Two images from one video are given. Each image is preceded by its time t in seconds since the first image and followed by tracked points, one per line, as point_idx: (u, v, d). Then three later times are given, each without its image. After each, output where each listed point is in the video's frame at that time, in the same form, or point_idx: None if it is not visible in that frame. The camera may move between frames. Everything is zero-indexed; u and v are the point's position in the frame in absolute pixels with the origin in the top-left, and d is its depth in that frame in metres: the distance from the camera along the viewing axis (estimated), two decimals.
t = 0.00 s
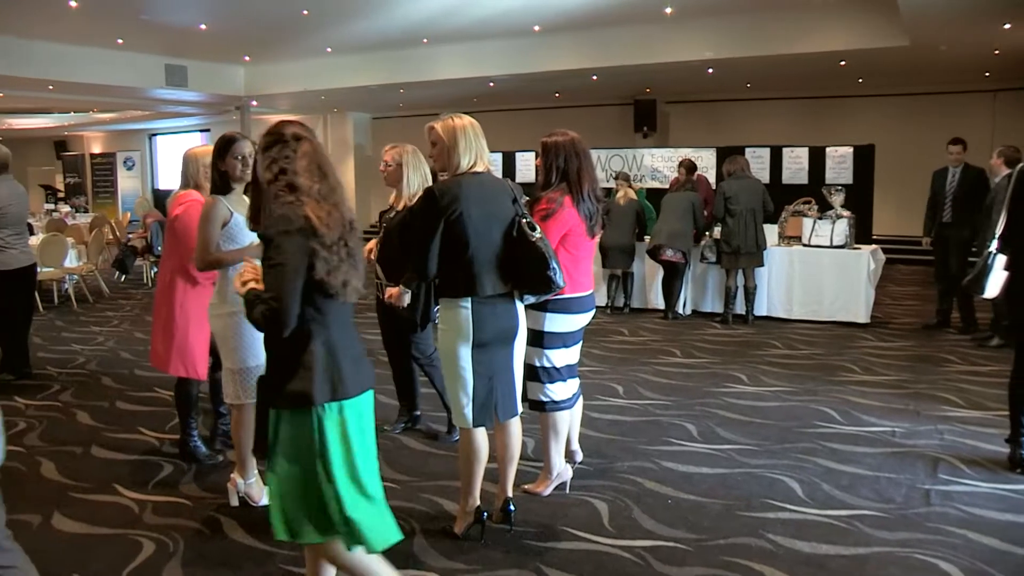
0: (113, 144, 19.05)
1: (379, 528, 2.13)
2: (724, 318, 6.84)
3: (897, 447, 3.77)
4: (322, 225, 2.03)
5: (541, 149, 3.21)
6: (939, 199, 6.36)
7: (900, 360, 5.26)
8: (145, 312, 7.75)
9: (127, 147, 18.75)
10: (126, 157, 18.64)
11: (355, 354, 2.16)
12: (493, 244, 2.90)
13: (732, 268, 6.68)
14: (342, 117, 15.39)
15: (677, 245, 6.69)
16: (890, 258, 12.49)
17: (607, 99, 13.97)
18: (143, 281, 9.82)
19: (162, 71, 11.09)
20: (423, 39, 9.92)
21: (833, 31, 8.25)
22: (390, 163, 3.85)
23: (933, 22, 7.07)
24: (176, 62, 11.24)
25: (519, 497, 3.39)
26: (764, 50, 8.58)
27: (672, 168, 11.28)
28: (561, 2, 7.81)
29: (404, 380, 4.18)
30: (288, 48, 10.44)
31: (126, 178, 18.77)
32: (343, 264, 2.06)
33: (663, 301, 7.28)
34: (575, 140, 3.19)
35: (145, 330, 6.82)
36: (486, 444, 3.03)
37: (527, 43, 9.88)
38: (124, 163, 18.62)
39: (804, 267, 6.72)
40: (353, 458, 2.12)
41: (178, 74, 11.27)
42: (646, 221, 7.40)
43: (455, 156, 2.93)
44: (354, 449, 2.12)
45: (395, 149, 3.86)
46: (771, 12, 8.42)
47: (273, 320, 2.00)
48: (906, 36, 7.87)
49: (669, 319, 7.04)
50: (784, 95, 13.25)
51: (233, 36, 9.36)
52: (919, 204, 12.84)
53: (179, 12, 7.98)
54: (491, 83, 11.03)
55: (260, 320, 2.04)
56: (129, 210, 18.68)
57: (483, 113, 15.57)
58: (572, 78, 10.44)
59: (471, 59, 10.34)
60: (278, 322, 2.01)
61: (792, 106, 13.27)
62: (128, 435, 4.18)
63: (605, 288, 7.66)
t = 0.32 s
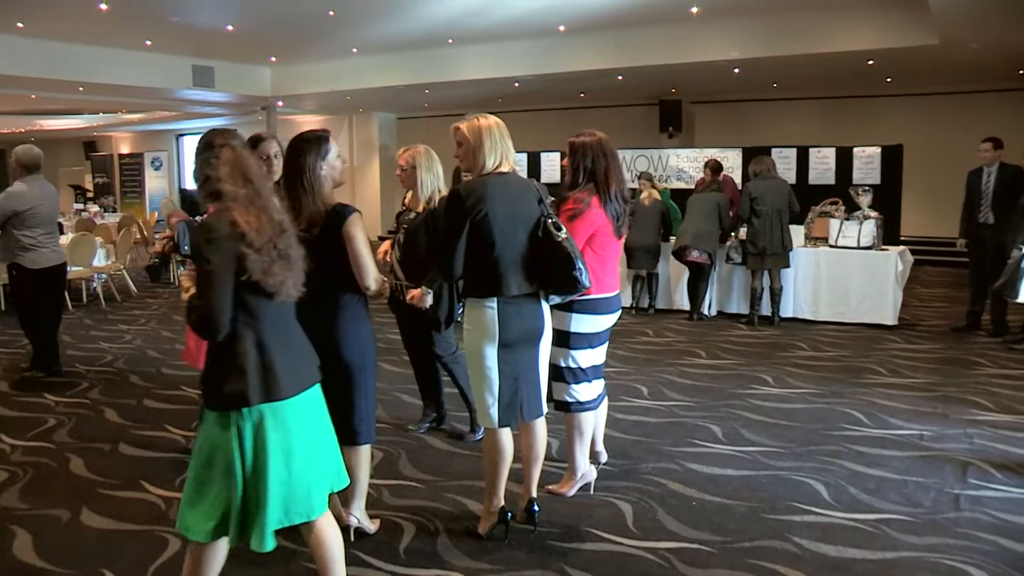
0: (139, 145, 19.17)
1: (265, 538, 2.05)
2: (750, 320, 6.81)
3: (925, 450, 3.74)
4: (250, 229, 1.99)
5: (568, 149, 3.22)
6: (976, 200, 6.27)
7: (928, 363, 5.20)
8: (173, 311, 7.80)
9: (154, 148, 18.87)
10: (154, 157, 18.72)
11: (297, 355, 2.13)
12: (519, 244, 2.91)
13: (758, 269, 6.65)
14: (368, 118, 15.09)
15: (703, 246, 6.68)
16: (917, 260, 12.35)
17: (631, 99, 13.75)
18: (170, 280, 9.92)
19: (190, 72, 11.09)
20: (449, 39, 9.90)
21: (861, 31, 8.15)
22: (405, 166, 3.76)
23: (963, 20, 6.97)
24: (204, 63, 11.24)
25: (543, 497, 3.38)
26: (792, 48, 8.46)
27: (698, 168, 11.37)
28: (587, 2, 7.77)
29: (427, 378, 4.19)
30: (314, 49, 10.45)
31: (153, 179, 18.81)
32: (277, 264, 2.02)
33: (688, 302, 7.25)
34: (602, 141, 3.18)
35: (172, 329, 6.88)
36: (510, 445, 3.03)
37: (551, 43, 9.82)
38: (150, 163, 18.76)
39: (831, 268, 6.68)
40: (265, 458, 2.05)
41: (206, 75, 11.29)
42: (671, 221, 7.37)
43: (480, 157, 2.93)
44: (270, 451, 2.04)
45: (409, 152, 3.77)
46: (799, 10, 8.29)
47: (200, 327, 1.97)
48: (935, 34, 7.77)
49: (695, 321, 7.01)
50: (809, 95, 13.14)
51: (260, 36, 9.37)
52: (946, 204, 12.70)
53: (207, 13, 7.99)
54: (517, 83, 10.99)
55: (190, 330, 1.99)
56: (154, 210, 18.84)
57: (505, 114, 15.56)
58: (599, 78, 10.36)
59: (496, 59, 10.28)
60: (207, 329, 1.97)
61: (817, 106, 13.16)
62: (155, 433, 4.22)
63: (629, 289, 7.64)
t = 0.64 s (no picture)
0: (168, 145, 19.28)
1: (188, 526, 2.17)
2: (778, 322, 6.77)
3: (957, 455, 3.69)
4: (138, 238, 2.05)
5: (599, 150, 3.21)
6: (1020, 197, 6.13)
7: (961, 367, 5.13)
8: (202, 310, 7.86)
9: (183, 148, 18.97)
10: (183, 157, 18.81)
11: (210, 355, 2.16)
12: (548, 245, 2.90)
13: (786, 270, 6.62)
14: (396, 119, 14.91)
15: (731, 248, 6.65)
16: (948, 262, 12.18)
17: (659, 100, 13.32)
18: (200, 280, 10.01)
19: (219, 73, 11.10)
20: (476, 40, 9.86)
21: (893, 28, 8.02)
22: (427, 167, 3.73)
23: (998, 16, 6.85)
24: (233, 64, 11.23)
25: (569, 498, 3.38)
26: (822, 48, 8.33)
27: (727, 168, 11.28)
28: (613, 1, 7.74)
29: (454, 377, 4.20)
30: (341, 49, 10.44)
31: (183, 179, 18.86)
32: (169, 275, 2.06)
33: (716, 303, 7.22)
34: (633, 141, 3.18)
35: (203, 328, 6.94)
36: (538, 445, 3.03)
37: (580, 43, 9.75)
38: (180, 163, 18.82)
39: (862, 269, 6.63)
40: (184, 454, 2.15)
41: (236, 76, 11.28)
42: (699, 222, 7.34)
43: (509, 157, 2.93)
44: (190, 446, 2.15)
45: (433, 152, 3.73)
46: (828, 10, 8.16)
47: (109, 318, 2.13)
48: (969, 32, 7.63)
49: (722, 322, 6.97)
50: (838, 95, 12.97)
51: (289, 36, 9.35)
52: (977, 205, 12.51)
53: (238, 13, 7.99)
54: (545, 84, 10.92)
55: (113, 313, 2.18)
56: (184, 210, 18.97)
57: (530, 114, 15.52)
58: (628, 78, 10.26)
59: (525, 60, 10.20)
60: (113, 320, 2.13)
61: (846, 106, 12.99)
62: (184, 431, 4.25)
63: (657, 290, 7.61)
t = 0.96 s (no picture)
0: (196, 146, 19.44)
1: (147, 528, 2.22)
2: (807, 323, 6.72)
3: (990, 460, 3.64)
4: (81, 240, 2.10)
5: (629, 150, 3.22)
6: None
7: (995, 371, 5.06)
8: (231, 309, 7.94)
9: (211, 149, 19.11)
10: (213, 157, 18.88)
11: (158, 354, 2.16)
12: (576, 245, 2.90)
13: (815, 272, 6.56)
14: (423, 119, 14.92)
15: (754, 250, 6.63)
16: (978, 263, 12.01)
17: (686, 100, 13.14)
18: (228, 279, 10.11)
19: (248, 74, 11.16)
20: (503, 40, 9.85)
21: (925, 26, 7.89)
22: (453, 168, 3.74)
23: None
24: (262, 65, 11.28)
25: (596, 500, 3.37)
26: (852, 47, 8.25)
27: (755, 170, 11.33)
28: (640, 1, 7.73)
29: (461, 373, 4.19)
30: (369, 50, 10.46)
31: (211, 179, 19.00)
32: (106, 277, 2.08)
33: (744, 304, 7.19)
34: (663, 142, 3.18)
35: (231, 327, 7.01)
36: (565, 445, 3.02)
37: (608, 44, 9.72)
38: (209, 163, 18.96)
39: (892, 271, 6.57)
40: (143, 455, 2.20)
41: (264, 77, 11.34)
42: (727, 224, 7.30)
43: (536, 158, 2.93)
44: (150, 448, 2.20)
45: (458, 153, 3.73)
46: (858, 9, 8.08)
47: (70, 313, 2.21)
48: (1003, 30, 7.50)
49: (751, 323, 6.93)
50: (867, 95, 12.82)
51: (317, 37, 9.37)
52: (1008, 207, 12.32)
53: (269, 15, 8.05)
54: (572, 85, 10.89)
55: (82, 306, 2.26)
56: (213, 209, 19.09)
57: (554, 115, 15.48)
58: (656, 78, 10.19)
59: (552, 60, 10.17)
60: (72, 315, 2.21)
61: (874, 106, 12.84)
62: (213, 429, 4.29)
63: (684, 291, 7.59)
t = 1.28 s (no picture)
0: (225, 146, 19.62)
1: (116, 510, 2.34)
2: (837, 325, 6.67)
3: None
4: (57, 228, 2.26)
5: (660, 151, 3.21)
6: None
7: None
8: (261, 308, 8.01)
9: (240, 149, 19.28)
10: (243, 157, 19.04)
11: (124, 344, 2.29)
12: (604, 245, 2.89)
13: (846, 273, 6.50)
14: (452, 119, 14.93)
15: (788, 251, 6.61)
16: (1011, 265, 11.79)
17: (716, 100, 12.85)
18: (258, 279, 10.18)
19: (278, 74, 11.24)
20: (533, 40, 9.84)
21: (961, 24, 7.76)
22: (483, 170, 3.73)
23: None
24: (292, 66, 11.35)
25: (624, 501, 3.37)
26: (884, 46, 8.15)
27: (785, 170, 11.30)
28: (669, 1, 7.71)
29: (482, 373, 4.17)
30: (398, 50, 10.48)
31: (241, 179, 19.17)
32: (81, 263, 2.24)
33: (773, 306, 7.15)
34: (694, 142, 3.16)
35: (261, 326, 7.05)
36: (592, 446, 3.01)
37: (637, 44, 9.68)
38: (239, 163, 19.12)
39: (925, 273, 6.50)
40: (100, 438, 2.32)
41: (294, 78, 11.40)
42: (759, 225, 7.25)
43: (564, 159, 2.91)
44: (111, 433, 2.31)
45: (487, 154, 3.73)
46: (891, 7, 7.98)
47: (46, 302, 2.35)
48: None
49: (781, 325, 6.89)
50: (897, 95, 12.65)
51: (348, 37, 9.41)
52: None
53: (299, 15, 8.09)
54: (600, 85, 10.86)
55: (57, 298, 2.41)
56: (242, 209, 19.24)
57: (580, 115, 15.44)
58: (685, 78, 10.13)
59: (581, 60, 10.15)
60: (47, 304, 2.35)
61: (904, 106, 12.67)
62: (243, 427, 4.33)
63: (713, 292, 7.56)
